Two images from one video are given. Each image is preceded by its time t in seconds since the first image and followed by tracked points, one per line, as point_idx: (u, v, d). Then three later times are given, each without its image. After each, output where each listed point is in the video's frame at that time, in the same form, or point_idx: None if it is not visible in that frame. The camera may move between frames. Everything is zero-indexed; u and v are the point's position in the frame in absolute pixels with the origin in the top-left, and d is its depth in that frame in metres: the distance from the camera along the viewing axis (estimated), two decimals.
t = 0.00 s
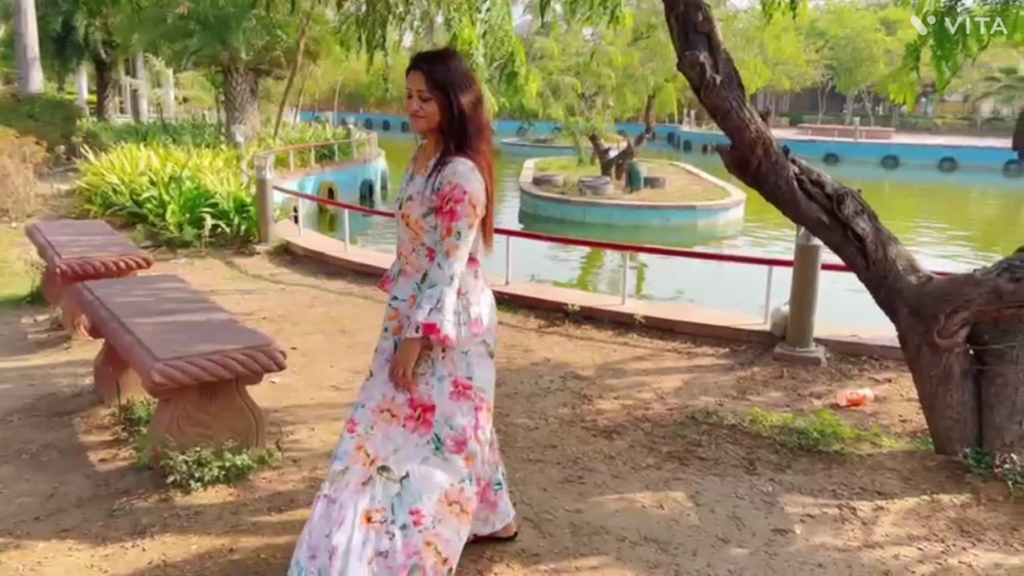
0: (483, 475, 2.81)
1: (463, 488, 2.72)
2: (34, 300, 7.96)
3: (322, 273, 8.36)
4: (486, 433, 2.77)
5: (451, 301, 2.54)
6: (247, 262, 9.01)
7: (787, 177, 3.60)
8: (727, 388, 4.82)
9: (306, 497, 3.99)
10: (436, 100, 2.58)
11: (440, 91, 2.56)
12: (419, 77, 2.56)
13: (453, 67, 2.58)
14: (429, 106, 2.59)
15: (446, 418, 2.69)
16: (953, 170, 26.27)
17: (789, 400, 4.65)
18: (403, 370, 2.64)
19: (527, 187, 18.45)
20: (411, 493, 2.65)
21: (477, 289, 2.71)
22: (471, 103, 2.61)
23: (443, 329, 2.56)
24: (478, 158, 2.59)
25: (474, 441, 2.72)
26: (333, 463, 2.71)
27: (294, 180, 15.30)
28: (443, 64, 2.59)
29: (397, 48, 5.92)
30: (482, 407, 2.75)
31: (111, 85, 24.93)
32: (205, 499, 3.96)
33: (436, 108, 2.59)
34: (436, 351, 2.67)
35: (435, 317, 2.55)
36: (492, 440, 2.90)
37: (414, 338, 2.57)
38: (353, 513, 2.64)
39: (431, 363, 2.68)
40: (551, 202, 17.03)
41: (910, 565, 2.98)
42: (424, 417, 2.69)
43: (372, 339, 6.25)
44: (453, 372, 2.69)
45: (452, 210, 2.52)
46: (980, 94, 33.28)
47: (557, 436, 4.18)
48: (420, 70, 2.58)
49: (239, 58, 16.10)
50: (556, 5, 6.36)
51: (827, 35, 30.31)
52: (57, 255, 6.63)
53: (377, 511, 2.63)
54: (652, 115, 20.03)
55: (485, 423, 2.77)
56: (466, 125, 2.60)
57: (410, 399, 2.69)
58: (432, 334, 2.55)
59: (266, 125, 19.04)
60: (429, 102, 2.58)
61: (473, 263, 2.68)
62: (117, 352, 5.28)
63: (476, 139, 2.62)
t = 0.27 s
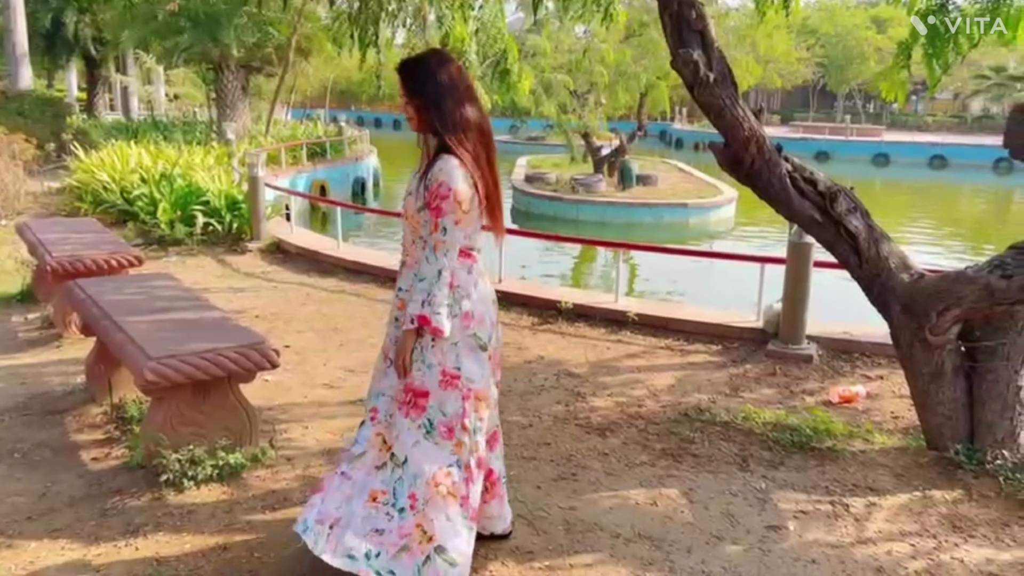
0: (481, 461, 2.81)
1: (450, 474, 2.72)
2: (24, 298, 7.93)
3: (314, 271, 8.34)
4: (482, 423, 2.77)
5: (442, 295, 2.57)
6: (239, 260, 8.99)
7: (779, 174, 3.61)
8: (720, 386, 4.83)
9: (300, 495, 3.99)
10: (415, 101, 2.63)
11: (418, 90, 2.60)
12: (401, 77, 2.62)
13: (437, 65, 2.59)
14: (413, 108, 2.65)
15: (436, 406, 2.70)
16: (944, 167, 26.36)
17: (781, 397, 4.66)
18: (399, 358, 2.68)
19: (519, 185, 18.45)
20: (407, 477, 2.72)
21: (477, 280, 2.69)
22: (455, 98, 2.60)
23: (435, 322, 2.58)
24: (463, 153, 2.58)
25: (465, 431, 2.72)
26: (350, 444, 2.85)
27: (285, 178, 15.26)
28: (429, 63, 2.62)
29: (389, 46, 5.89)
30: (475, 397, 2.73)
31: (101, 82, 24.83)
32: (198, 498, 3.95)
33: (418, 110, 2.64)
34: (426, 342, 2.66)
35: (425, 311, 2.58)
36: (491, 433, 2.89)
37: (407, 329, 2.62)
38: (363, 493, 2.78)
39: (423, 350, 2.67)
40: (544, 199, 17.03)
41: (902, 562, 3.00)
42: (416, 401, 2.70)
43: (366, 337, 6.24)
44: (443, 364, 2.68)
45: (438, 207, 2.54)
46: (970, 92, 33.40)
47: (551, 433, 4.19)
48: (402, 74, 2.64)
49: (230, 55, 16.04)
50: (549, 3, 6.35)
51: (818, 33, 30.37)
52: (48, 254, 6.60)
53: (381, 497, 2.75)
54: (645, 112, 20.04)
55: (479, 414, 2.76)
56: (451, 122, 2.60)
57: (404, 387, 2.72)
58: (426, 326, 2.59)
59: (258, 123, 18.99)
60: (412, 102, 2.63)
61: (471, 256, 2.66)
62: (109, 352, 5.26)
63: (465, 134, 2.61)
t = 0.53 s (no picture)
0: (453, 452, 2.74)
1: (415, 456, 2.68)
2: (22, 295, 7.91)
3: (313, 268, 8.32)
4: (452, 413, 2.70)
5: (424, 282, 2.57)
6: (237, 257, 8.96)
7: (780, 171, 3.59)
8: (720, 383, 4.82)
9: (299, 493, 3.97)
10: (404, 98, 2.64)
11: (406, 85, 2.60)
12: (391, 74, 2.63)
13: (425, 59, 2.59)
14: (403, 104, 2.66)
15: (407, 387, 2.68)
16: (942, 165, 26.38)
17: (782, 395, 4.65)
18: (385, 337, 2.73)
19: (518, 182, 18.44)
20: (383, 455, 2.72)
21: (464, 270, 2.68)
22: (441, 91, 2.58)
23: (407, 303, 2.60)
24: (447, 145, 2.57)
25: (434, 415, 2.68)
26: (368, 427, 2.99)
27: (284, 175, 15.24)
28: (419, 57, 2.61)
29: (388, 43, 5.87)
30: (444, 385, 2.68)
31: (99, 78, 24.78)
32: (197, 496, 3.93)
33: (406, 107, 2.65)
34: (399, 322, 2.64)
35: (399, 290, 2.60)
36: (490, 430, 2.88)
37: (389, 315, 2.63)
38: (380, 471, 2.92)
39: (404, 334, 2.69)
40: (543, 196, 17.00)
41: (904, 560, 2.98)
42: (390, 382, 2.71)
43: (365, 334, 6.23)
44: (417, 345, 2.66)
45: (419, 197, 2.55)
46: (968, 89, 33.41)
47: (550, 431, 4.18)
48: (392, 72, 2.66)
49: (229, 51, 16.01)
50: None
51: (816, 31, 30.37)
52: (46, 250, 6.58)
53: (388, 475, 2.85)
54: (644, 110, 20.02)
55: (450, 403, 2.69)
56: (436, 116, 2.58)
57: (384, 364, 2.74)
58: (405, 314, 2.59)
59: (256, 119, 18.96)
60: (402, 99, 2.65)
61: (458, 245, 2.69)
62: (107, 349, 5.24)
63: (453, 126, 2.59)
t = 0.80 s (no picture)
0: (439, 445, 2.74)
1: (402, 445, 2.74)
2: (25, 290, 7.91)
3: (316, 264, 8.30)
4: (439, 407, 2.71)
5: (406, 275, 2.58)
6: (241, 253, 8.95)
7: (788, 168, 3.55)
8: (726, 381, 4.79)
9: (303, 490, 3.95)
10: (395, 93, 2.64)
11: (397, 79, 2.60)
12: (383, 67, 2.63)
13: (417, 53, 2.59)
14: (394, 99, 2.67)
15: (398, 374, 2.75)
16: (948, 162, 26.31)
17: (788, 393, 4.62)
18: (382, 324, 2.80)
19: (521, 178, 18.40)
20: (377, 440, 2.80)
21: (448, 265, 2.66)
22: (431, 86, 2.58)
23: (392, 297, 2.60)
24: (429, 143, 2.56)
25: (421, 407, 2.71)
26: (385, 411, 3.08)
27: (287, 171, 15.22)
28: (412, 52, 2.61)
29: (393, 38, 5.84)
30: (430, 379, 2.70)
31: (103, 73, 24.77)
32: (200, 493, 3.91)
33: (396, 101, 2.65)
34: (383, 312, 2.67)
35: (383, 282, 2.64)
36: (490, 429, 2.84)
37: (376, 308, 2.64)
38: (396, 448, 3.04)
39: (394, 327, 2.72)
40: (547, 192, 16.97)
41: (914, 562, 2.96)
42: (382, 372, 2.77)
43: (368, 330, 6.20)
44: (405, 336, 2.70)
45: (398, 189, 2.56)
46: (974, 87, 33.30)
47: (555, 429, 4.16)
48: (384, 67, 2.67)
49: (233, 47, 15.98)
50: None
51: (822, 28, 30.28)
52: (49, 245, 6.57)
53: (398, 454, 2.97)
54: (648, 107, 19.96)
55: (434, 398, 2.70)
56: (426, 110, 2.57)
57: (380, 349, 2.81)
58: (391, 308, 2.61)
59: (260, 115, 18.93)
60: (393, 93, 2.64)
61: (444, 240, 2.66)
62: (110, 345, 5.23)
63: (441, 123, 2.57)
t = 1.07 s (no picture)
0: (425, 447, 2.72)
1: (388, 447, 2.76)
2: (35, 285, 7.90)
3: (326, 260, 8.26)
4: (421, 410, 2.70)
5: (384, 279, 2.63)
6: (251, 248, 8.92)
7: (806, 164, 3.49)
8: (740, 381, 4.73)
9: (312, 489, 3.90)
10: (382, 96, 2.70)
11: (385, 80, 2.66)
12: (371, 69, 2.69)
13: (406, 60, 2.63)
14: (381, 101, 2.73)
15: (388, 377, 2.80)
16: (962, 160, 26.11)
17: (803, 394, 4.55)
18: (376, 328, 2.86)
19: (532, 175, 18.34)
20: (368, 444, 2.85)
21: (425, 270, 2.68)
22: (418, 91, 2.63)
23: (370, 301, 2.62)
24: (409, 150, 2.62)
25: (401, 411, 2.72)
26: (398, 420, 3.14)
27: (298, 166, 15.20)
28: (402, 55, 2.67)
29: (404, 34, 5.80)
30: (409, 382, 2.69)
31: (115, 68, 24.79)
32: (208, 491, 3.88)
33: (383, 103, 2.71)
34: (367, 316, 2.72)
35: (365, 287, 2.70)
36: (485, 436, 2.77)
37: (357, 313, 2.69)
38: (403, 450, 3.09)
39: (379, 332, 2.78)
40: (557, 189, 16.90)
41: (934, 568, 2.90)
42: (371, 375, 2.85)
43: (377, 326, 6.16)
44: (391, 340, 2.75)
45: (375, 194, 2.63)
46: (989, 84, 33.05)
47: (566, 428, 4.11)
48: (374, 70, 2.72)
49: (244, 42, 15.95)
50: None
51: (835, 24, 30.10)
52: (59, 240, 6.55)
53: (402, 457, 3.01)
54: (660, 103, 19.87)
55: (418, 401, 2.70)
56: (410, 114, 2.63)
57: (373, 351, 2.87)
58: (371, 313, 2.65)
59: (270, 110, 18.91)
60: (380, 94, 2.70)
61: (422, 245, 2.69)
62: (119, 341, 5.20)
63: (423, 128, 2.63)
